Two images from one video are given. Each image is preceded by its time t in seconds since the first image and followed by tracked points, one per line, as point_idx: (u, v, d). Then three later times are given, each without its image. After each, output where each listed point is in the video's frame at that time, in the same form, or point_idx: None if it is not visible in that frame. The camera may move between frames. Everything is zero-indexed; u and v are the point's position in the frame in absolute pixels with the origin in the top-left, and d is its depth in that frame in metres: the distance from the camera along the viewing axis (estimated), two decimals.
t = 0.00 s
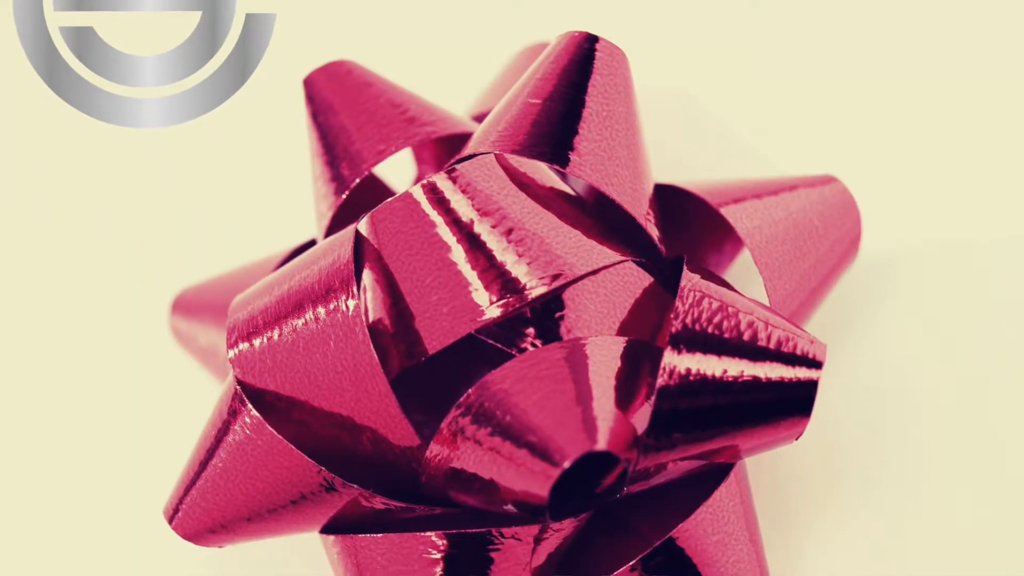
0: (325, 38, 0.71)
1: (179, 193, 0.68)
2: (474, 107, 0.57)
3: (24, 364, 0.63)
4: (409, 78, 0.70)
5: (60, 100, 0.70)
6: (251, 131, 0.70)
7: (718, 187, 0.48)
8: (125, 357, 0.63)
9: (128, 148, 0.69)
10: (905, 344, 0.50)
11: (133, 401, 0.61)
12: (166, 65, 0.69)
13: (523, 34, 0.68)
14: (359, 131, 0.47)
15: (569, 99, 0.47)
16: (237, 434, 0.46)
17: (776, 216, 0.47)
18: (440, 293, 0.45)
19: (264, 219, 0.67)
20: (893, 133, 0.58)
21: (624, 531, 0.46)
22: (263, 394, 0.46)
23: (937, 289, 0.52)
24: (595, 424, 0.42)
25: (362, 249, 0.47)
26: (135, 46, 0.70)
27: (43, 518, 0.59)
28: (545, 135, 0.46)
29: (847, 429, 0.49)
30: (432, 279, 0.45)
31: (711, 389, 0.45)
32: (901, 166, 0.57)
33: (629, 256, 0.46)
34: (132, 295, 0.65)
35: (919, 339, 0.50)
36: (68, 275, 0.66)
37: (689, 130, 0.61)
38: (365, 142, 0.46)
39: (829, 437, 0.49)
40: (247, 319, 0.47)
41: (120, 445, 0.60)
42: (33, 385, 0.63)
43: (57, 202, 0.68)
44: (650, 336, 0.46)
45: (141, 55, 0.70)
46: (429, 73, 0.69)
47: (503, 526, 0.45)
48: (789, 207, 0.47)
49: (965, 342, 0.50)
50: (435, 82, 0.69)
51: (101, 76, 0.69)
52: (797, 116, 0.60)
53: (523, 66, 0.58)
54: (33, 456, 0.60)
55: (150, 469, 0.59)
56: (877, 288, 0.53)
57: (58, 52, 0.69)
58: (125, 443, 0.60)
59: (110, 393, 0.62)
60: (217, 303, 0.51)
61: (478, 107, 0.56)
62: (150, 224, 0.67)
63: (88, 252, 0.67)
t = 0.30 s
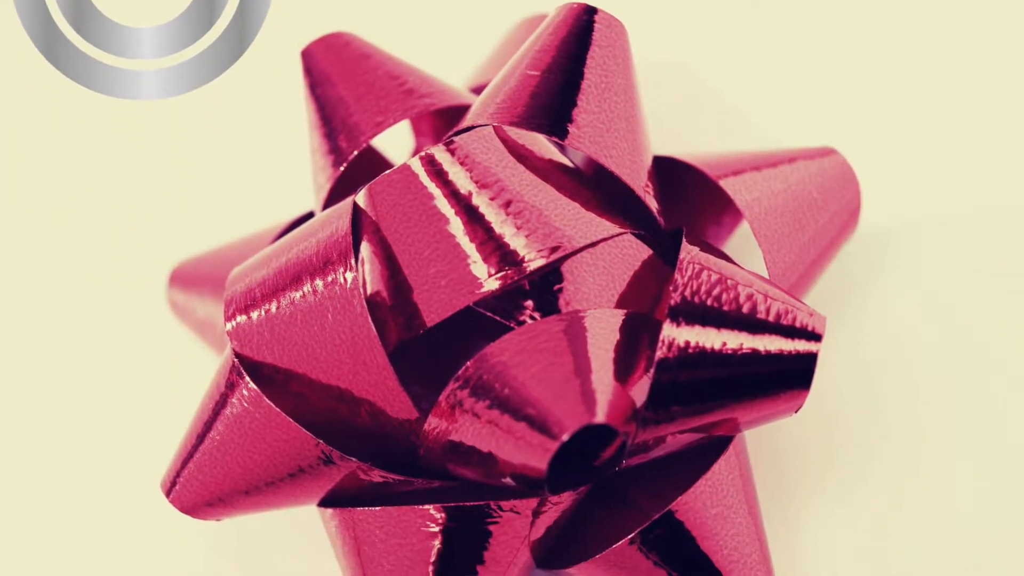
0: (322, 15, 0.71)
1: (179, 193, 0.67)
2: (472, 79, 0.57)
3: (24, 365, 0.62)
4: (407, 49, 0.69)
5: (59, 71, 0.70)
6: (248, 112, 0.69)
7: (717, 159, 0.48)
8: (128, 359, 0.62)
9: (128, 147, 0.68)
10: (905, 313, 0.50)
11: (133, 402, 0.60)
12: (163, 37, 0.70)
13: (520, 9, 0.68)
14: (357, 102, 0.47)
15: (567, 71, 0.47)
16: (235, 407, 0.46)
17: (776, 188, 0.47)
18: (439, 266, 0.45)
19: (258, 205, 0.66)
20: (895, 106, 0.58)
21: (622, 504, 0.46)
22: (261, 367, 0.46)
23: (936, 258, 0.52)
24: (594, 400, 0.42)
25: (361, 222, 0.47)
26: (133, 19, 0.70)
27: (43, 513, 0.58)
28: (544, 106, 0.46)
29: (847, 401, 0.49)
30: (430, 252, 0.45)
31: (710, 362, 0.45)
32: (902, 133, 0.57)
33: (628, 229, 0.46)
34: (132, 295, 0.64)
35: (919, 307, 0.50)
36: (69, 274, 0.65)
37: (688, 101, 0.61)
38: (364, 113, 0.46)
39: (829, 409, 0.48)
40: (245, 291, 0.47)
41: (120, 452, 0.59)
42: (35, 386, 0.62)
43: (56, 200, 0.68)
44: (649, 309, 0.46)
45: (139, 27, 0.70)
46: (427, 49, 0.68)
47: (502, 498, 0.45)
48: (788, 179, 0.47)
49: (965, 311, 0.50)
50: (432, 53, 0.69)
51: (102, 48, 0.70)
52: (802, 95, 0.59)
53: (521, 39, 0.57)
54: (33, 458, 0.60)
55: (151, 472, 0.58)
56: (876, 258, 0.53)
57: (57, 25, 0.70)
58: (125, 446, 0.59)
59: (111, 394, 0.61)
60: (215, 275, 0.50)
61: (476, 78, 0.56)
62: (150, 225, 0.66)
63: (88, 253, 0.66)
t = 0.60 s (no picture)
0: None
1: (179, 193, 0.65)
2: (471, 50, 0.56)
3: (24, 373, 0.61)
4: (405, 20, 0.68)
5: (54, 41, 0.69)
6: (242, 92, 0.68)
7: (716, 131, 0.48)
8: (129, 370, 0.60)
9: (128, 148, 0.67)
10: (904, 284, 0.50)
11: (133, 414, 0.59)
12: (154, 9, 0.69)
13: None
14: (355, 74, 0.46)
15: (566, 43, 0.47)
16: (233, 379, 0.46)
17: (775, 160, 0.47)
18: (437, 238, 0.45)
19: (253, 177, 0.65)
20: (892, 56, 0.58)
21: (624, 479, 0.46)
22: (259, 339, 0.46)
23: (936, 230, 0.52)
24: (592, 369, 0.42)
25: (358, 194, 0.47)
26: None
27: (48, 529, 0.57)
28: (542, 78, 0.46)
29: (847, 374, 0.48)
30: (428, 224, 0.45)
31: (708, 334, 0.44)
32: (904, 105, 0.56)
33: (627, 201, 0.46)
34: (132, 296, 0.62)
35: (918, 278, 0.50)
36: (70, 281, 0.64)
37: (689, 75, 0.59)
38: (361, 86, 0.46)
39: (828, 382, 0.48)
40: (243, 264, 0.47)
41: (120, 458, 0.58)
42: (36, 394, 0.61)
43: (55, 202, 0.66)
44: (648, 281, 0.46)
45: None
46: (427, 23, 0.67)
47: (501, 471, 0.45)
48: (787, 151, 0.47)
49: (965, 285, 0.50)
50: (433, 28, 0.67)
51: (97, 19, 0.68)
52: (808, 72, 0.58)
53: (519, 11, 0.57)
54: (33, 474, 0.59)
55: (151, 489, 0.57)
56: (876, 228, 0.52)
57: None
58: (126, 461, 0.58)
59: (111, 405, 0.60)
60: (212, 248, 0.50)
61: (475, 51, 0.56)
62: (151, 225, 0.65)
63: (88, 261, 0.64)
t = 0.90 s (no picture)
0: None
1: (179, 193, 0.64)
2: (469, 23, 0.56)
3: (24, 378, 0.61)
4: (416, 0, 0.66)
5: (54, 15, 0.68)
6: (239, 76, 0.67)
7: (715, 103, 0.48)
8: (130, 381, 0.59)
9: (128, 148, 0.66)
10: (905, 257, 0.50)
11: (133, 424, 0.58)
12: None
13: None
14: (353, 46, 0.46)
15: (564, 15, 0.47)
16: (230, 352, 0.46)
17: (774, 132, 0.46)
18: (435, 210, 0.45)
19: (248, 154, 0.65)
20: (893, 25, 0.57)
21: (621, 451, 0.46)
22: (256, 312, 0.46)
23: (936, 203, 0.51)
24: (591, 343, 0.41)
25: (356, 166, 0.47)
26: None
27: (51, 528, 0.57)
28: (541, 49, 0.46)
29: (846, 349, 0.48)
30: (426, 196, 0.45)
31: (707, 307, 0.44)
32: (906, 79, 0.55)
33: (626, 173, 0.46)
34: (132, 296, 0.61)
35: (919, 251, 0.50)
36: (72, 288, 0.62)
37: (690, 47, 0.58)
38: (359, 57, 0.46)
39: (828, 354, 0.48)
40: (241, 236, 0.47)
41: (120, 448, 0.58)
42: (37, 400, 0.60)
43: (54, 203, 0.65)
44: (647, 253, 0.46)
45: None
46: None
47: (500, 444, 0.45)
48: (786, 123, 0.47)
49: (965, 260, 0.49)
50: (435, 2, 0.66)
51: None
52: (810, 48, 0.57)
53: None
54: (33, 488, 0.58)
55: (150, 503, 0.56)
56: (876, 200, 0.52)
57: None
58: (124, 472, 0.57)
59: (110, 416, 0.59)
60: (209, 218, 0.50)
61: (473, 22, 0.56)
62: (151, 225, 0.64)
63: (88, 270, 0.63)
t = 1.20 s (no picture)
0: None
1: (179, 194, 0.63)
2: None
3: (24, 382, 0.61)
4: None
5: None
6: (235, 62, 0.66)
7: (714, 75, 0.48)
8: (131, 387, 0.59)
9: (129, 148, 0.65)
10: (905, 230, 0.49)
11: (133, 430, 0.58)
12: None
13: None
14: (351, 18, 0.46)
15: None
16: (228, 324, 0.46)
17: (774, 104, 0.46)
18: (433, 182, 0.45)
19: (246, 133, 0.64)
20: None
21: (619, 422, 0.46)
22: (254, 284, 0.46)
23: (938, 174, 0.50)
24: (589, 315, 0.41)
25: (355, 137, 0.47)
26: None
27: (58, 527, 0.57)
28: (540, 20, 0.46)
29: (845, 325, 0.48)
30: (425, 168, 0.45)
31: (706, 279, 0.44)
32: (909, 46, 0.54)
33: (625, 145, 0.46)
34: (132, 296, 0.61)
35: (919, 222, 0.49)
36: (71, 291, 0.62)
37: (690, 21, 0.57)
38: (358, 29, 0.46)
39: (827, 329, 0.48)
40: (238, 208, 0.47)
41: (121, 439, 0.58)
42: (39, 402, 0.60)
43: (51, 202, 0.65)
44: (646, 227, 0.46)
45: None
46: None
47: (498, 416, 0.45)
48: (785, 95, 0.47)
49: (966, 236, 0.49)
50: None
51: None
52: (817, 18, 0.55)
53: None
54: (32, 494, 0.58)
55: (150, 504, 0.56)
56: (877, 171, 0.51)
57: None
58: (124, 479, 0.57)
59: (110, 422, 0.58)
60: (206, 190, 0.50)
61: None
62: (151, 225, 0.63)
63: (87, 276, 0.62)
